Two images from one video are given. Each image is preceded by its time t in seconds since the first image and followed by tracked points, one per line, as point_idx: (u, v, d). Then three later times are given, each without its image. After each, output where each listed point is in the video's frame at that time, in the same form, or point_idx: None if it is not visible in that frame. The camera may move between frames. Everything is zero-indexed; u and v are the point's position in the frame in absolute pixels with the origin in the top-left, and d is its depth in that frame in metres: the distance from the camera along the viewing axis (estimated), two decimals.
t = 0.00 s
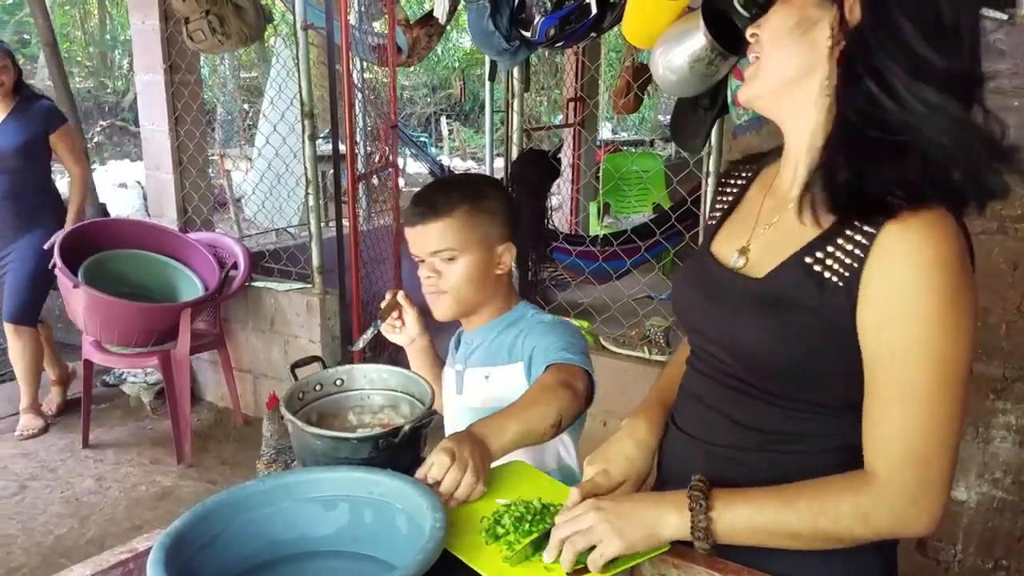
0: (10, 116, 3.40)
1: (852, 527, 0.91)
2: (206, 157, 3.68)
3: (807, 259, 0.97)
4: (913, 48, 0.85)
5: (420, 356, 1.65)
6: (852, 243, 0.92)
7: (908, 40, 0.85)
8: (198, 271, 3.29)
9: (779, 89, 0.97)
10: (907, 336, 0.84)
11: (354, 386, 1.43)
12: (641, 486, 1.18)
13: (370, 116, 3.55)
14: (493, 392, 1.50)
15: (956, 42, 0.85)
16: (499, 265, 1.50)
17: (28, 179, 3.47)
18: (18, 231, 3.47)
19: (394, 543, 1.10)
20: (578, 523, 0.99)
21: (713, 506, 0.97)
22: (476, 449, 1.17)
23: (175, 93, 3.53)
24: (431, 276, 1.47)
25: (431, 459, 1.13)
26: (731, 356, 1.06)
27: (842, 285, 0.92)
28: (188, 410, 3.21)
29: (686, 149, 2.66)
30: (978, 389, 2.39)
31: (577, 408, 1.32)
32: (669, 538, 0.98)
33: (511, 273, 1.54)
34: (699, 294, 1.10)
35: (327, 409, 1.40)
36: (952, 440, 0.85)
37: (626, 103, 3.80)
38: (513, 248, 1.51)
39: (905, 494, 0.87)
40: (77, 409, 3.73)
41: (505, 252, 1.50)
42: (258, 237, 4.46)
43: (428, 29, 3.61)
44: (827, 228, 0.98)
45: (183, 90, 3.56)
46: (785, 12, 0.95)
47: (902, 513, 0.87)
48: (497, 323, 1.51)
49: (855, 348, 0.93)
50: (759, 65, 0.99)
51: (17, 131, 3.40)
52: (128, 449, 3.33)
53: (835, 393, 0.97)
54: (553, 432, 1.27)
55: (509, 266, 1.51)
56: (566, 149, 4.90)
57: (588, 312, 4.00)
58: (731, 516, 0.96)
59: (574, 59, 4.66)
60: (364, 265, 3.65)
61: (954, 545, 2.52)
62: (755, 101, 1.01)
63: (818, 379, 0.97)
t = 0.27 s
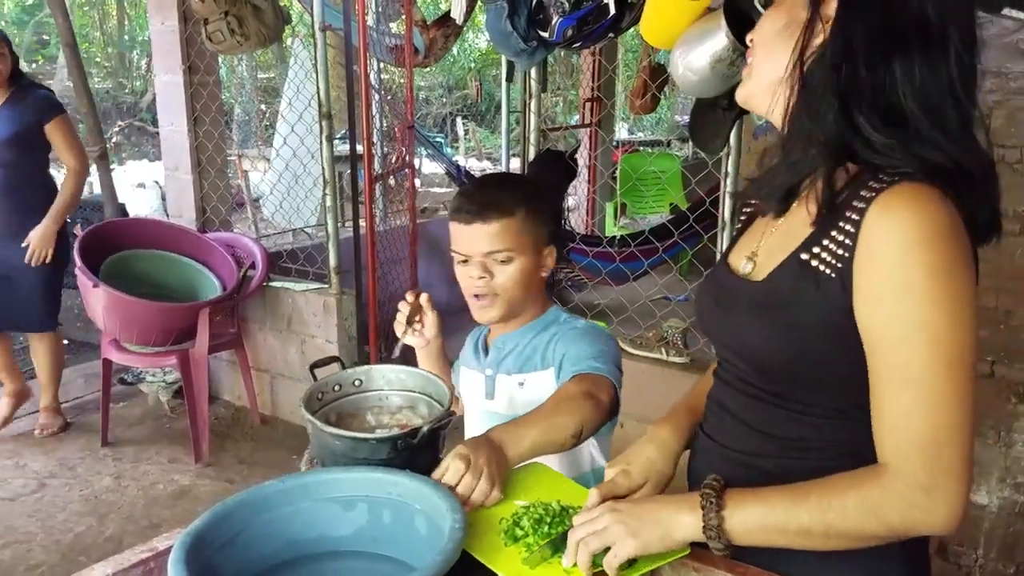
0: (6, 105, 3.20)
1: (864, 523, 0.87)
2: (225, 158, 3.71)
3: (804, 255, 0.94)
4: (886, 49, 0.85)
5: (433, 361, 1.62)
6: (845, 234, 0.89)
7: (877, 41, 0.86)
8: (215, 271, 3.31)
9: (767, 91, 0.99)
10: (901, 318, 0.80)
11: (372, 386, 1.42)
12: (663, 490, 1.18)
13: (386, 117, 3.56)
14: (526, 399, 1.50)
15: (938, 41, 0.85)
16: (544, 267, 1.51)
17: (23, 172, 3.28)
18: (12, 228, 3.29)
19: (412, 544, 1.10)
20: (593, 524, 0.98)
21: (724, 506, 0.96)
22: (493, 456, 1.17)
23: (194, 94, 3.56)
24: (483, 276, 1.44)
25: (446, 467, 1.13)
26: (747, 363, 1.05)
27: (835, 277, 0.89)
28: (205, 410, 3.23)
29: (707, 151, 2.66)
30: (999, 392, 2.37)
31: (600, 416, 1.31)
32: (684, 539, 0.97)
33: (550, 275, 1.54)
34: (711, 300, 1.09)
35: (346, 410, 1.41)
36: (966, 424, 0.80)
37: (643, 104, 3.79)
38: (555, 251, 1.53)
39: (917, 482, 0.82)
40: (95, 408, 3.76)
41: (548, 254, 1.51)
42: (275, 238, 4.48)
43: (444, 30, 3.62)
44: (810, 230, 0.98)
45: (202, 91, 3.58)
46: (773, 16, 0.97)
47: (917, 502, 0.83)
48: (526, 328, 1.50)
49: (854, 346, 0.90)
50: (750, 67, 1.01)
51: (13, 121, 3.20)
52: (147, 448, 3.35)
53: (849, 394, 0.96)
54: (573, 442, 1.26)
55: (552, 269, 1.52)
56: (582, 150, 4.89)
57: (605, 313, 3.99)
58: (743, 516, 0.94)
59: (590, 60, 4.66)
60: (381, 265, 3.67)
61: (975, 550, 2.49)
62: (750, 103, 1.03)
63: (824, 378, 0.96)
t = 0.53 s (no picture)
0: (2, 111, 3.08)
1: (902, 547, 0.88)
2: (247, 159, 3.73)
3: (853, 273, 0.93)
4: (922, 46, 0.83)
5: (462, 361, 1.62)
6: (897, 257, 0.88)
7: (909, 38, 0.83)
8: (237, 272, 3.34)
9: (801, 96, 0.96)
10: (960, 356, 0.81)
11: (393, 389, 1.43)
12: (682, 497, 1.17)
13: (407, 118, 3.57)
14: (558, 405, 1.50)
15: (976, 40, 0.82)
16: (582, 275, 1.51)
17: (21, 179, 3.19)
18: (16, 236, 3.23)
19: (434, 547, 1.10)
20: (622, 532, 0.98)
21: (760, 521, 0.95)
22: (515, 461, 1.17)
23: (217, 96, 3.59)
24: (523, 281, 1.44)
25: (471, 463, 1.14)
26: (776, 369, 1.04)
27: (889, 300, 0.89)
28: (227, 409, 3.25)
29: (730, 153, 2.66)
30: None
31: (626, 427, 1.31)
32: (714, 550, 0.97)
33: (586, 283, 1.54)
34: (740, 308, 1.08)
35: (367, 412, 1.41)
36: (1010, 461, 0.82)
37: (665, 106, 3.78)
38: (592, 260, 1.53)
39: (958, 512, 0.84)
40: (118, 407, 3.79)
41: (587, 262, 1.52)
42: (297, 239, 4.51)
43: (466, 31, 3.62)
44: (861, 247, 0.95)
45: (225, 93, 3.61)
46: (807, 22, 0.95)
47: (955, 532, 0.85)
48: (558, 334, 1.50)
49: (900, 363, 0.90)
50: (783, 73, 0.98)
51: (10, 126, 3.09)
52: (169, 448, 3.38)
53: (888, 408, 0.95)
54: (599, 452, 1.26)
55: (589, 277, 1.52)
56: (603, 151, 4.87)
57: (625, 316, 3.99)
58: (778, 532, 0.94)
59: (612, 61, 4.64)
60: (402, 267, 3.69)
61: (999, 557, 2.47)
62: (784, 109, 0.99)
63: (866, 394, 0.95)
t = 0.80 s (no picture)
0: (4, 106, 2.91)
1: (937, 562, 0.88)
2: (273, 162, 3.76)
3: (906, 284, 0.92)
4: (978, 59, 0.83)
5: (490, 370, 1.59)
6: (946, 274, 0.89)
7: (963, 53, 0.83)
8: (263, 273, 3.37)
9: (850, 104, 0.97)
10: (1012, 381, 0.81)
11: (417, 392, 1.43)
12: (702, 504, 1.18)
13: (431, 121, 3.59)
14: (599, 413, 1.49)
15: None
16: (619, 281, 1.51)
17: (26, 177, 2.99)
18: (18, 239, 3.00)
19: (458, 551, 1.10)
20: (650, 543, 0.93)
21: (792, 533, 0.93)
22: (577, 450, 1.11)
23: (244, 100, 3.62)
24: (560, 288, 1.43)
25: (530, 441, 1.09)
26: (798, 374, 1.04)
27: (946, 316, 0.88)
28: (253, 409, 3.29)
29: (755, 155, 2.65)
30: None
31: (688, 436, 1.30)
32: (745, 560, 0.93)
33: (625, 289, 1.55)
34: (768, 316, 1.07)
35: (392, 415, 1.41)
36: None
37: (690, 108, 3.77)
38: (629, 266, 1.53)
39: (992, 532, 0.86)
40: (145, 407, 3.84)
41: (624, 267, 1.52)
42: (321, 241, 4.54)
43: (491, 34, 3.62)
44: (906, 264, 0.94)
45: (252, 97, 3.65)
46: (857, 29, 0.96)
47: (989, 549, 0.86)
48: (601, 341, 1.49)
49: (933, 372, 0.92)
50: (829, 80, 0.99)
51: (13, 120, 2.92)
52: (195, 448, 3.42)
53: (914, 417, 0.95)
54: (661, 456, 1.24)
55: (626, 283, 1.53)
56: (628, 154, 4.86)
57: (650, 320, 3.99)
58: (812, 545, 0.92)
59: (637, 64, 4.63)
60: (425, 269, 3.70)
61: None
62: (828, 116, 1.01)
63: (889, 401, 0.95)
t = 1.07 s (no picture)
0: (41, 112, 2.78)
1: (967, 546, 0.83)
2: (303, 166, 3.80)
3: (896, 272, 0.91)
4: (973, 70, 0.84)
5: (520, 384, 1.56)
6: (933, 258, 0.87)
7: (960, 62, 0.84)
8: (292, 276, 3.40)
9: (856, 111, 0.98)
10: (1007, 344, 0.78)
11: (445, 397, 1.44)
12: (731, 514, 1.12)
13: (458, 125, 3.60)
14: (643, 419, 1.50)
15: None
16: (659, 285, 1.51)
17: (60, 188, 2.84)
18: (49, 255, 2.82)
19: (485, 555, 1.11)
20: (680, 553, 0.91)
21: (821, 536, 0.89)
22: (640, 455, 1.12)
23: (275, 104, 3.66)
24: (602, 299, 1.44)
25: (593, 455, 1.10)
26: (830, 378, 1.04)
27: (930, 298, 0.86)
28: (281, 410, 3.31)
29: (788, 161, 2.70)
30: None
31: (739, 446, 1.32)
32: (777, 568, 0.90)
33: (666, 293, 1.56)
34: (785, 316, 1.06)
35: (420, 419, 1.42)
36: None
37: (719, 112, 3.75)
38: (669, 269, 1.54)
39: (1018, 511, 0.80)
40: (175, 408, 3.89)
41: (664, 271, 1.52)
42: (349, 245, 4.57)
43: (518, 38, 3.63)
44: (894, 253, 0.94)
45: (282, 101, 3.68)
46: (867, 40, 0.97)
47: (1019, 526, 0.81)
48: (646, 347, 1.50)
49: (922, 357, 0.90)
50: (840, 86, 0.99)
51: (50, 127, 2.78)
52: (225, 448, 3.46)
53: (918, 406, 0.93)
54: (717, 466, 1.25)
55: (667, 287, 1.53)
56: (656, 158, 4.85)
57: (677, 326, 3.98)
58: (843, 546, 0.88)
59: (666, 68, 4.62)
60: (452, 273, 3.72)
61: None
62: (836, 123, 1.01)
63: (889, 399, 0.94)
